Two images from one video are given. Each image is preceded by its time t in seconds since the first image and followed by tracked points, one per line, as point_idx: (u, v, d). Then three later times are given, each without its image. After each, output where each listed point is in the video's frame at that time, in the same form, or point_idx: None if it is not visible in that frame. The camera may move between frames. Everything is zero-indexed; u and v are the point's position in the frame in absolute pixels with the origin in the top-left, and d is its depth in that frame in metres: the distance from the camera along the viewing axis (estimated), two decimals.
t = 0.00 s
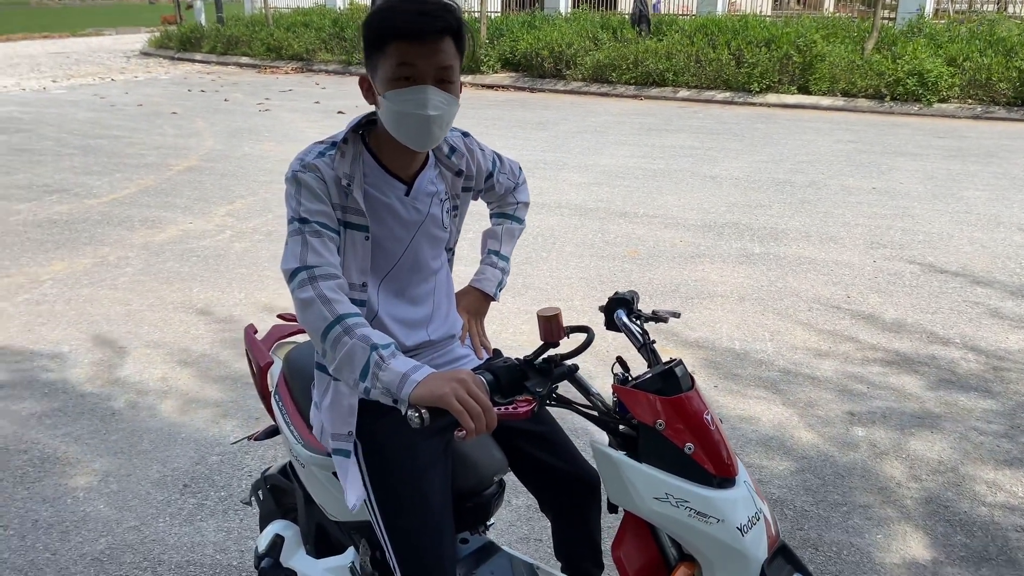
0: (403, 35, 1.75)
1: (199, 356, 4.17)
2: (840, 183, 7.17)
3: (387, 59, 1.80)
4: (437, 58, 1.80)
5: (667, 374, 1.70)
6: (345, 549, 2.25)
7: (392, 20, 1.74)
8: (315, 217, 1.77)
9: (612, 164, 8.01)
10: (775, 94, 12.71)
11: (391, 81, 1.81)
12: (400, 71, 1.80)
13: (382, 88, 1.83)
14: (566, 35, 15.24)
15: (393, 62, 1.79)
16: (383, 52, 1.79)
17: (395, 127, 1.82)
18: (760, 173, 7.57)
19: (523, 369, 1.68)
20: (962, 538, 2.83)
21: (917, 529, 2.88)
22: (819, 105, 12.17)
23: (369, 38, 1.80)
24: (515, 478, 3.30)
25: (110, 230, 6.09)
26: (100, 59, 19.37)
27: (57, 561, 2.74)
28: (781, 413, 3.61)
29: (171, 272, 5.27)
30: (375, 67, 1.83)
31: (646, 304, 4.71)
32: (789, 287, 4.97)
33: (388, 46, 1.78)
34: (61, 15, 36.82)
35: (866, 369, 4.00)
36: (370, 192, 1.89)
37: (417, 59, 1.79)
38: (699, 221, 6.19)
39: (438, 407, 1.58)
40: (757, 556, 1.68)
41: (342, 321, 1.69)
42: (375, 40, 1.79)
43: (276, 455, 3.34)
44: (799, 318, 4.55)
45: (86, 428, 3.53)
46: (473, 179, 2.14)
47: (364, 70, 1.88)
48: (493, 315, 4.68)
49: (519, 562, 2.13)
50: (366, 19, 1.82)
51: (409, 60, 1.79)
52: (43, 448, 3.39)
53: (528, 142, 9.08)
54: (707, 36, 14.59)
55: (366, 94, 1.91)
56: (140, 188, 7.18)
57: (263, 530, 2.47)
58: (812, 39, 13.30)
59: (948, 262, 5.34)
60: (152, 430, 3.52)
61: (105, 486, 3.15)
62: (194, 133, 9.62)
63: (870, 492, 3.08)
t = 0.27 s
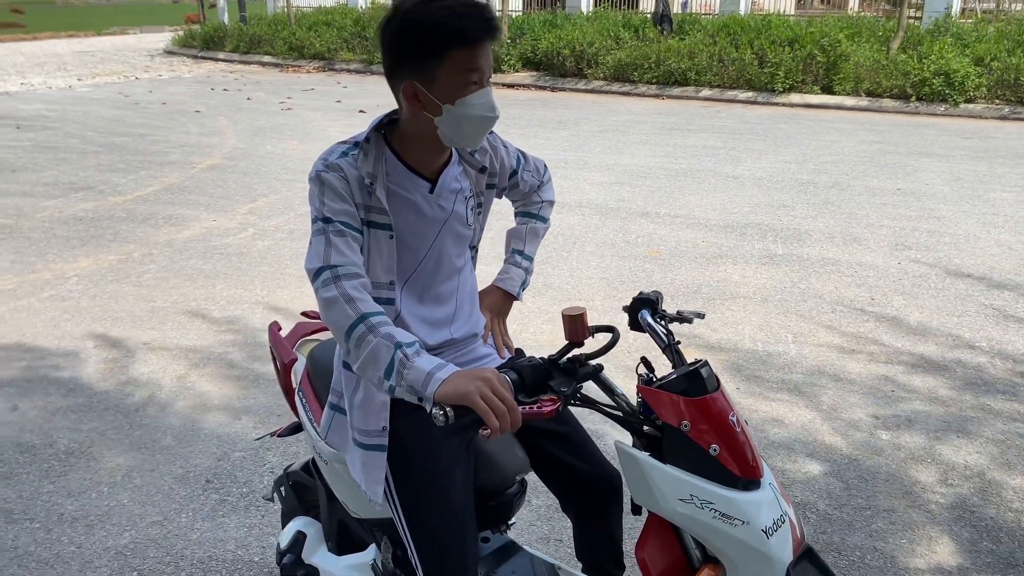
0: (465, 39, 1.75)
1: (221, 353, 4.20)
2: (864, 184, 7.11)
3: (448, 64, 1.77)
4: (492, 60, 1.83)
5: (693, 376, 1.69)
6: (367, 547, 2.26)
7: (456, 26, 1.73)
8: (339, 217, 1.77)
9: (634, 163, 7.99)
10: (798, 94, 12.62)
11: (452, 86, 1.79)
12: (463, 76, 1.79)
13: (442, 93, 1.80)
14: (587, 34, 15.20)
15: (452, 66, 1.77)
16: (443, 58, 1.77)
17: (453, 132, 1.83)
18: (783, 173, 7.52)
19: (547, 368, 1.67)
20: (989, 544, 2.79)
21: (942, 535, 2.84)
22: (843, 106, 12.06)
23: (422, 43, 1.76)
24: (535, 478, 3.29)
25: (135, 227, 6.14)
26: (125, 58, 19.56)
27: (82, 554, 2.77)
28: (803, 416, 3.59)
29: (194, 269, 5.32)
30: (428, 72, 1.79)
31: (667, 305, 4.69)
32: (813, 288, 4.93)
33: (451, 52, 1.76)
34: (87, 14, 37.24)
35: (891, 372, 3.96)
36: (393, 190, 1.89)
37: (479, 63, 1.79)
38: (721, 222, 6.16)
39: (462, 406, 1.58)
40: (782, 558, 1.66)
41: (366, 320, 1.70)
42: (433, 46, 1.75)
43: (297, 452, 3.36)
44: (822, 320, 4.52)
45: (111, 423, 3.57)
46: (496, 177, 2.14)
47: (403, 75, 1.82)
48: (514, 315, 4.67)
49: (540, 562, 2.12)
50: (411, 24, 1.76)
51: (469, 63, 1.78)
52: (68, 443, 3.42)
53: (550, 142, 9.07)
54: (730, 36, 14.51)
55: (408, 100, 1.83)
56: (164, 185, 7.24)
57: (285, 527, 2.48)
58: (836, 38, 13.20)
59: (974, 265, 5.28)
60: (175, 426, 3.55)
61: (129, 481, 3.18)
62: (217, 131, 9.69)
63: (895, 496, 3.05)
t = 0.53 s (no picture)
0: (488, 47, 1.76)
1: (238, 352, 4.23)
2: (882, 186, 7.06)
3: (471, 71, 1.78)
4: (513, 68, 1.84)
5: (709, 378, 1.69)
6: (382, 546, 2.27)
7: (478, 33, 1.74)
8: (355, 219, 1.78)
9: (649, 165, 7.97)
10: (815, 96, 12.56)
11: (473, 92, 1.80)
12: (485, 82, 1.79)
13: (466, 99, 1.80)
14: (603, 35, 15.18)
15: (475, 72, 1.78)
16: (468, 64, 1.77)
17: (475, 138, 1.84)
18: (800, 175, 7.48)
19: (563, 369, 1.68)
20: (1007, 549, 2.77)
21: (960, 540, 2.82)
22: (861, 107, 11.99)
23: (444, 48, 1.77)
24: (549, 479, 3.29)
25: (153, 226, 6.19)
26: (144, 58, 19.71)
27: (100, 551, 2.80)
28: (819, 419, 3.57)
29: (211, 268, 5.35)
30: (450, 77, 1.79)
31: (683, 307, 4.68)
32: (830, 291, 4.90)
33: (476, 59, 1.77)
34: (108, 15, 37.54)
35: (908, 375, 3.93)
36: (408, 193, 1.90)
37: (502, 70, 1.80)
38: (737, 224, 6.14)
39: (478, 405, 1.58)
40: (797, 561, 1.65)
41: (383, 320, 1.70)
42: (459, 51, 1.76)
43: (312, 451, 3.38)
44: (839, 323, 4.49)
45: (128, 421, 3.59)
46: (510, 178, 2.14)
47: (425, 80, 1.81)
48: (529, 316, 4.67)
49: (554, 563, 2.12)
50: (436, 29, 1.77)
51: (491, 70, 1.79)
52: (86, 440, 3.46)
53: (565, 143, 9.07)
54: (747, 37, 14.46)
55: (430, 104, 1.83)
56: (182, 185, 7.29)
57: (300, 525, 2.50)
58: (854, 40, 13.12)
59: (993, 268, 5.23)
60: (191, 425, 3.57)
61: (146, 478, 3.20)
62: (235, 132, 9.74)
63: (912, 500, 3.03)
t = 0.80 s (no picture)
0: (487, 38, 1.77)
1: (246, 354, 4.24)
2: (891, 189, 7.03)
3: (471, 64, 1.79)
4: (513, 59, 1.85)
5: (714, 381, 1.69)
6: (388, 548, 2.27)
7: (476, 25, 1.75)
8: (362, 221, 1.79)
9: (658, 167, 7.97)
10: (824, 99, 12.53)
11: (475, 85, 1.80)
12: (486, 74, 1.80)
13: (469, 93, 1.81)
14: (612, 38, 15.19)
15: (476, 65, 1.79)
16: (468, 57, 1.78)
17: (480, 131, 1.84)
18: (808, 178, 7.46)
19: (569, 372, 1.67)
20: (1015, 555, 2.76)
21: (967, 545, 2.81)
22: (870, 111, 11.95)
23: (444, 44, 1.78)
24: (556, 482, 3.29)
25: (162, 228, 6.22)
26: (155, 60, 19.81)
27: (107, 551, 2.81)
28: (827, 422, 3.56)
29: (220, 270, 5.38)
30: (450, 71, 1.80)
31: (690, 310, 4.67)
32: (837, 295, 4.89)
33: (476, 50, 1.77)
34: (119, 18, 37.75)
35: (916, 379, 3.92)
36: (415, 194, 1.91)
37: (501, 61, 1.81)
38: (744, 227, 6.12)
39: (483, 408, 1.59)
40: (802, 566, 1.64)
41: (390, 323, 1.71)
42: (458, 45, 1.77)
43: (319, 452, 3.39)
44: (846, 327, 4.48)
45: (136, 422, 3.61)
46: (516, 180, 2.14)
47: (427, 78, 1.83)
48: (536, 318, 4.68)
49: (559, 566, 2.12)
50: (434, 25, 1.78)
51: (492, 62, 1.80)
52: (95, 440, 3.48)
53: (573, 145, 9.07)
54: (756, 40, 14.45)
55: (433, 102, 1.84)
56: (191, 187, 7.33)
57: (306, 526, 2.50)
58: (863, 43, 13.08)
59: (1002, 272, 5.21)
60: (200, 425, 3.59)
61: (154, 479, 3.22)
62: (244, 134, 9.79)
63: (919, 505, 3.02)
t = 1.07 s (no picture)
0: (485, 43, 1.77)
1: (246, 357, 4.25)
2: (892, 193, 7.03)
3: (469, 69, 1.79)
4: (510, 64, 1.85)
5: (713, 387, 1.69)
6: (387, 552, 2.27)
7: (474, 30, 1.76)
8: (360, 227, 1.79)
9: (659, 171, 7.97)
10: (826, 103, 12.53)
11: (473, 90, 1.81)
12: (484, 80, 1.80)
13: (467, 97, 1.81)
14: (614, 41, 15.20)
15: (474, 70, 1.79)
16: (466, 61, 1.78)
17: (478, 136, 1.84)
18: (810, 182, 7.46)
19: (568, 377, 1.67)
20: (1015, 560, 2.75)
21: (967, 550, 2.81)
22: (872, 114, 11.95)
23: (442, 49, 1.78)
24: (556, 486, 3.29)
25: (164, 231, 6.23)
26: (157, 63, 19.84)
27: (106, 554, 2.81)
28: (828, 426, 3.56)
29: (221, 273, 5.38)
30: (448, 77, 1.80)
31: (691, 314, 4.67)
32: (838, 299, 4.88)
33: (475, 55, 1.78)
34: (122, 21, 37.82)
35: (916, 384, 3.91)
36: (413, 200, 1.91)
37: (499, 65, 1.81)
38: (745, 231, 6.12)
39: (483, 412, 1.59)
40: (802, 572, 1.64)
41: (388, 327, 1.71)
42: (456, 50, 1.77)
43: (319, 456, 3.39)
44: (847, 331, 4.48)
45: (136, 426, 3.61)
46: (515, 185, 2.15)
47: (425, 83, 1.83)
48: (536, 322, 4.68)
49: (558, 571, 2.12)
50: (432, 31, 1.78)
51: (490, 68, 1.80)
52: (95, 443, 3.48)
53: (575, 149, 9.08)
54: (757, 44, 14.46)
55: (431, 106, 1.84)
56: (193, 190, 7.33)
57: (306, 530, 2.50)
58: (865, 47, 13.08)
59: (1003, 276, 5.21)
60: (200, 429, 3.59)
61: (153, 482, 3.22)
62: (246, 137, 9.80)
63: (919, 510, 3.02)
